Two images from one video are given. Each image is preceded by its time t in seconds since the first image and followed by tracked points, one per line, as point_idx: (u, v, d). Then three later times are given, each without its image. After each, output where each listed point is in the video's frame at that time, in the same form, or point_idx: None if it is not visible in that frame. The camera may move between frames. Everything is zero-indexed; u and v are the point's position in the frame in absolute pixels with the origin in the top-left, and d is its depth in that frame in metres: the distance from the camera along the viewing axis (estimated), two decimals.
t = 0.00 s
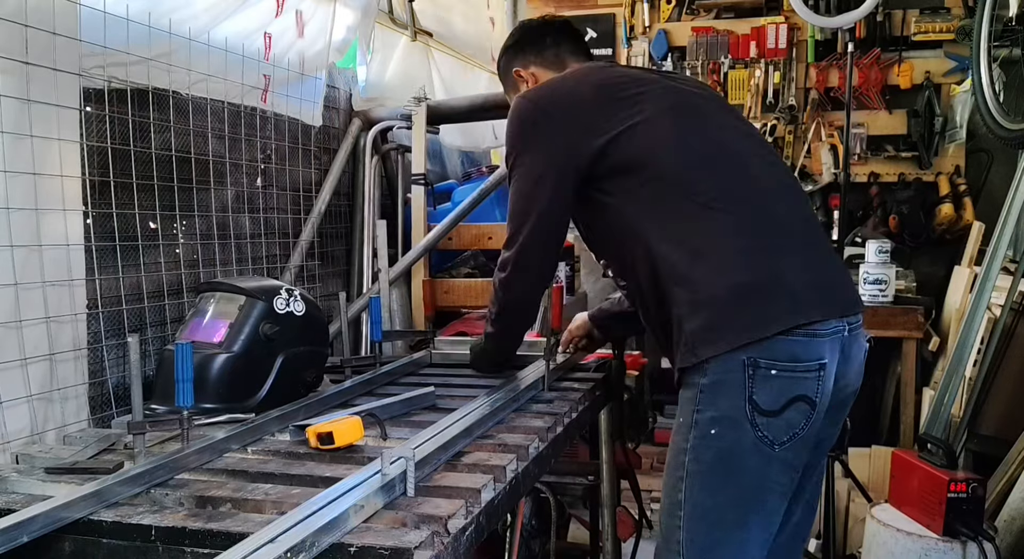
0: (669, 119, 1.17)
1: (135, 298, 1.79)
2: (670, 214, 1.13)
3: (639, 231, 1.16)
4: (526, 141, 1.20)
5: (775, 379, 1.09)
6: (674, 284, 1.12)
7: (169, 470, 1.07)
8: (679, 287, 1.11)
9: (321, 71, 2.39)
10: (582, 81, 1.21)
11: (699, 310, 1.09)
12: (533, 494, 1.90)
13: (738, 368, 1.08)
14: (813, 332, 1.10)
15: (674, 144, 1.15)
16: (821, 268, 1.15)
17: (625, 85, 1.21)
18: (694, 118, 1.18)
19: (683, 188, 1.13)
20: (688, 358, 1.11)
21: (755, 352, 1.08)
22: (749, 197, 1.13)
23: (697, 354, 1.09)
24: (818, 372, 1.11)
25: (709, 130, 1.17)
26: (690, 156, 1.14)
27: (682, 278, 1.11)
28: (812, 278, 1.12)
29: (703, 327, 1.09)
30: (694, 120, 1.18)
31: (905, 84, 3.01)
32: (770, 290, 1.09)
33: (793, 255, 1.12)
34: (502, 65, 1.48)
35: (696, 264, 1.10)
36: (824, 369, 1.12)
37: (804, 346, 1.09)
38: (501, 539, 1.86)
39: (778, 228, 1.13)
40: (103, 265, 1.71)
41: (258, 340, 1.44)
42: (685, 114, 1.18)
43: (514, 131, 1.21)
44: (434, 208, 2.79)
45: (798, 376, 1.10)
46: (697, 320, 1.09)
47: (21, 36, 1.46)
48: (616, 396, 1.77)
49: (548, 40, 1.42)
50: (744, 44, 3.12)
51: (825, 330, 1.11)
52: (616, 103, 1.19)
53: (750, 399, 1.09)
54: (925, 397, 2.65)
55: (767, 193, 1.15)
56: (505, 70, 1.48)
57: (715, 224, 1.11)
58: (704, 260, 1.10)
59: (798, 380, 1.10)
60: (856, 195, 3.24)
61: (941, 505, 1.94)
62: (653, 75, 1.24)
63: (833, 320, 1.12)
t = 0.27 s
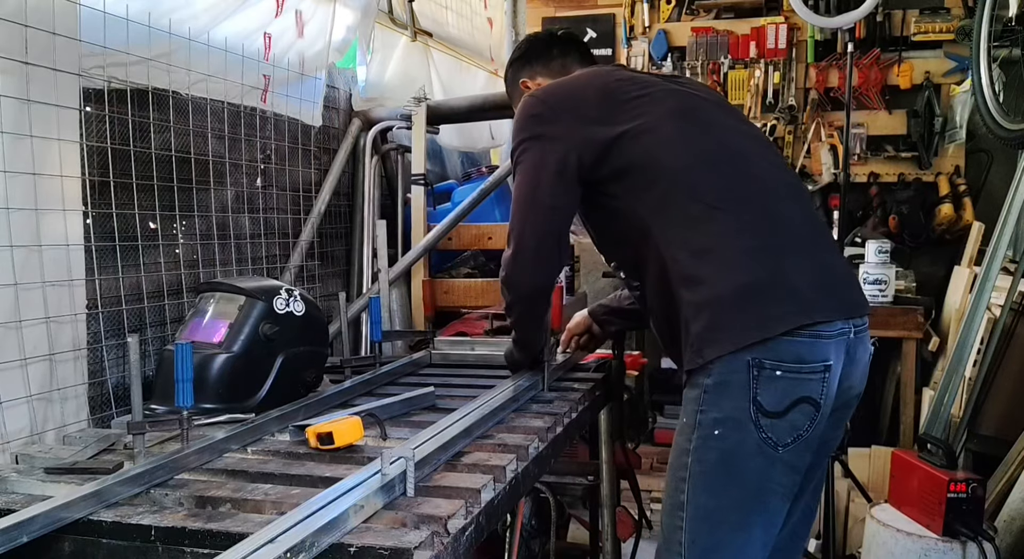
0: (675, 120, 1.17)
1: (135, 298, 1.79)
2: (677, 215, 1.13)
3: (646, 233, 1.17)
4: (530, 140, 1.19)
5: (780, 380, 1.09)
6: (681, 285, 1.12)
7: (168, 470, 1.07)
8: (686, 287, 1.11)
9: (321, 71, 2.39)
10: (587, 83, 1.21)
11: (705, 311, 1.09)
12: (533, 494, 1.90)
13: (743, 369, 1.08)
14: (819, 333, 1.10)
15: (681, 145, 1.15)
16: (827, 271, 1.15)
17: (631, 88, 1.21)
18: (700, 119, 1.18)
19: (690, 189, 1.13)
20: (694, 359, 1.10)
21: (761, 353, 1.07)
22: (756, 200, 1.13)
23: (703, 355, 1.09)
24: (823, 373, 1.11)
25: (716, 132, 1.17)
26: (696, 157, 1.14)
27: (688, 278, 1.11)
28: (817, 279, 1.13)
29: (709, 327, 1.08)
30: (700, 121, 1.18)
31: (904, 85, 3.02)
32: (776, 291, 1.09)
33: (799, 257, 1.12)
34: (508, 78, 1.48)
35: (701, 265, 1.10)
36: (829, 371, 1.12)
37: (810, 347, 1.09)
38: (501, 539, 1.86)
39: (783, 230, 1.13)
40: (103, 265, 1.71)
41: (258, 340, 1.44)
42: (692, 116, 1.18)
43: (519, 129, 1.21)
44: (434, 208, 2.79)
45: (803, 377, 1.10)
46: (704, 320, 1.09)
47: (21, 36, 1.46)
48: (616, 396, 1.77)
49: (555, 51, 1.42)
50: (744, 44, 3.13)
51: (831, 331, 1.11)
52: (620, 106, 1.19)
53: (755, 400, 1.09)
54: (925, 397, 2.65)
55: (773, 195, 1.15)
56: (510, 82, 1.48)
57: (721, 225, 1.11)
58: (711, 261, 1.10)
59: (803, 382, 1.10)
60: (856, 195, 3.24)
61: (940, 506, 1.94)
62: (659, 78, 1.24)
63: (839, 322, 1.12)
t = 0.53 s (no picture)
0: (681, 116, 1.16)
1: (135, 298, 1.79)
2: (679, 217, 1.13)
3: (651, 231, 1.17)
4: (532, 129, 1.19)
5: (781, 383, 1.09)
6: (683, 286, 1.13)
7: (168, 470, 1.07)
8: (688, 289, 1.12)
9: (321, 71, 2.39)
10: (591, 73, 1.20)
11: (707, 311, 1.10)
12: (533, 494, 1.91)
13: (745, 371, 1.08)
14: (822, 335, 1.10)
15: (687, 143, 1.14)
16: (832, 272, 1.15)
17: (635, 80, 1.20)
18: (706, 116, 1.17)
19: (694, 189, 1.13)
20: (697, 360, 1.11)
21: (762, 355, 1.08)
22: (760, 202, 1.13)
23: (705, 356, 1.09)
24: (825, 376, 1.11)
25: (721, 129, 1.16)
26: (700, 156, 1.13)
27: (691, 279, 1.11)
28: (822, 279, 1.12)
29: (711, 328, 1.09)
30: (706, 118, 1.17)
31: (904, 85, 3.02)
32: (778, 291, 1.09)
33: (804, 257, 1.12)
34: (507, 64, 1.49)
35: (705, 266, 1.10)
36: (831, 373, 1.12)
37: (812, 349, 1.09)
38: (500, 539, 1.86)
39: (788, 231, 1.13)
40: (103, 265, 1.71)
41: (258, 340, 1.44)
42: (697, 111, 1.17)
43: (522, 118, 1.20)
44: (434, 208, 2.79)
45: (804, 380, 1.10)
46: (707, 321, 1.10)
47: (20, 36, 1.46)
48: (615, 397, 1.77)
49: (553, 34, 1.42)
50: (743, 44, 3.13)
51: (833, 333, 1.11)
52: (623, 98, 1.19)
53: (756, 402, 1.09)
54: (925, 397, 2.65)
55: (777, 194, 1.15)
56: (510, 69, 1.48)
57: (725, 225, 1.11)
58: (715, 263, 1.10)
59: (805, 384, 1.10)
60: (856, 195, 3.24)
61: (940, 505, 1.94)
62: (665, 70, 1.23)
63: (842, 323, 1.12)
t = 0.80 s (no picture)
0: (675, 119, 1.17)
1: (134, 298, 1.79)
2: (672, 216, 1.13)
3: (643, 230, 1.16)
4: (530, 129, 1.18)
5: (773, 377, 1.09)
6: (676, 284, 1.13)
7: (168, 470, 1.07)
8: (681, 287, 1.12)
9: (321, 71, 2.39)
10: (589, 77, 1.21)
11: (700, 309, 1.09)
12: (533, 494, 1.91)
13: (736, 366, 1.09)
14: (812, 329, 1.10)
15: (681, 144, 1.15)
16: (823, 269, 1.16)
17: (630, 86, 1.21)
18: (700, 119, 1.18)
19: (686, 188, 1.13)
20: (689, 357, 1.11)
21: (754, 350, 1.08)
22: (755, 202, 1.14)
23: (699, 353, 1.09)
24: (817, 370, 1.11)
25: (715, 132, 1.17)
26: (692, 156, 1.14)
27: (684, 278, 1.11)
28: (815, 278, 1.13)
29: (704, 325, 1.09)
30: (699, 121, 1.18)
31: (903, 85, 3.01)
32: (771, 288, 1.09)
33: (797, 257, 1.13)
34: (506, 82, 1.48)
35: (700, 264, 1.10)
36: (823, 367, 1.12)
37: (803, 343, 1.09)
38: (500, 539, 1.86)
39: (781, 230, 1.13)
40: (102, 265, 1.71)
41: (257, 340, 1.44)
42: (689, 114, 1.18)
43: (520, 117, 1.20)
44: (433, 208, 2.79)
45: (796, 373, 1.10)
46: (699, 318, 1.09)
47: (20, 36, 1.46)
48: (615, 397, 1.77)
49: (549, 52, 1.42)
50: (743, 44, 3.13)
51: (823, 327, 1.11)
52: (620, 103, 1.19)
53: (749, 397, 1.09)
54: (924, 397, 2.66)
55: (769, 193, 1.16)
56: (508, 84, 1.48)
57: (719, 224, 1.11)
58: (708, 261, 1.10)
59: (797, 378, 1.10)
60: (856, 196, 3.24)
61: (940, 506, 1.94)
62: (660, 77, 1.24)
63: (832, 317, 1.13)
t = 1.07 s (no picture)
0: (659, 113, 1.16)
1: (134, 299, 1.79)
2: (661, 212, 1.13)
3: (630, 227, 1.16)
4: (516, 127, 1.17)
5: (769, 370, 1.10)
6: (666, 281, 1.13)
7: (168, 470, 1.07)
8: (671, 284, 1.12)
9: (321, 71, 2.39)
10: (574, 70, 1.19)
11: (691, 306, 1.09)
12: (533, 494, 1.91)
13: (733, 362, 1.09)
14: (802, 321, 1.12)
15: (666, 140, 1.15)
16: (806, 262, 1.18)
17: (616, 78, 1.20)
18: (683, 114, 1.18)
19: (673, 184, 1.13)
20: (682, 354, 1.11)
21: (749, 345, 1.09)
22: (740, 197, 1.14)
23: (691, 350, 1.09)
24: (808, 360, 1.14)
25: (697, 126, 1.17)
26: (679, 151, 1.14)
27: (674, 275, 1.11)
28: (798, 271, 1.14)
29: (696, 323, 1.09)
30: (682, 116, 1.17)
31: (903, 85, 3.01)
32: (759, 284, 1.10)
33: (780, 251, 1.14)
34: (471, 50, 1.44)
35: (689, 261, 1.10)
36: (813, 357, 1.14)
37: (795, 335, 1.11)
38: (500, 539, 1.86)
39: (765, 225, 1.14)
40: (102, 265, 1.70)
41: (257, 340, 1.44)
42: (674, 107, 1.18)
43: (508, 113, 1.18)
44: (433, 209, 2.79)
45: (790, 365, 1.12)
46: (690, 316, 1.10)
47: (19, 36, 1.46)
48: (615, 397, 1.77)
49: (524, 32, 1.40)
50: (743, 45, 3.13)
51: (812, 319, 1.14)
52: (606, 96, 1.18)
53: (747, 391, 1.10)
54: (923, 397, 2.66)
55: (754, 188, 1.17)
56: (473, 54, 1.43)
57: (706, 221, 1.11)
58: (696, 258, 1.10)
59: (790, 370, 1.12)
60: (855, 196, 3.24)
61: (940, 506, 1.94)
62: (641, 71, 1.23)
63: (817, 309, 1.15)
